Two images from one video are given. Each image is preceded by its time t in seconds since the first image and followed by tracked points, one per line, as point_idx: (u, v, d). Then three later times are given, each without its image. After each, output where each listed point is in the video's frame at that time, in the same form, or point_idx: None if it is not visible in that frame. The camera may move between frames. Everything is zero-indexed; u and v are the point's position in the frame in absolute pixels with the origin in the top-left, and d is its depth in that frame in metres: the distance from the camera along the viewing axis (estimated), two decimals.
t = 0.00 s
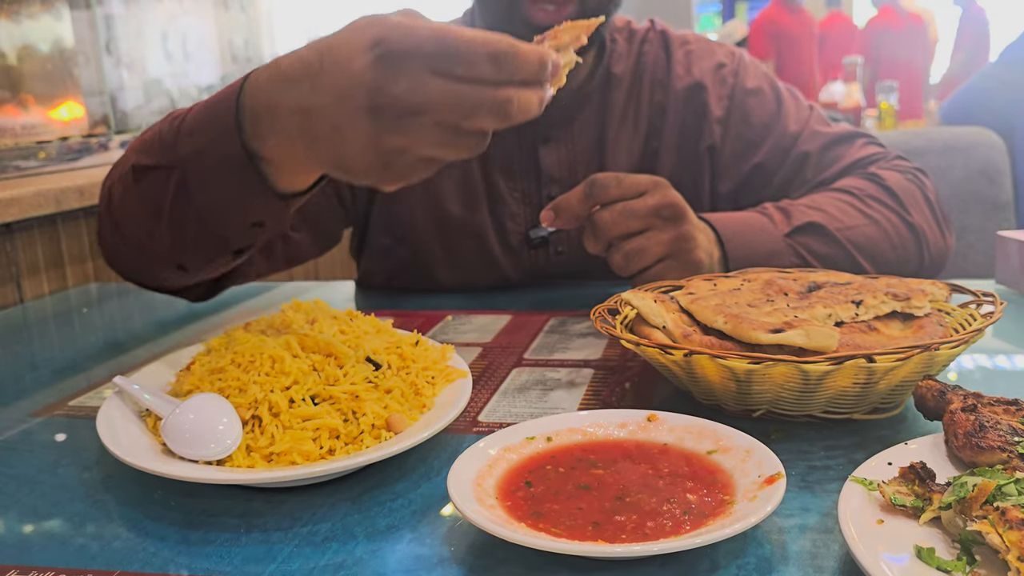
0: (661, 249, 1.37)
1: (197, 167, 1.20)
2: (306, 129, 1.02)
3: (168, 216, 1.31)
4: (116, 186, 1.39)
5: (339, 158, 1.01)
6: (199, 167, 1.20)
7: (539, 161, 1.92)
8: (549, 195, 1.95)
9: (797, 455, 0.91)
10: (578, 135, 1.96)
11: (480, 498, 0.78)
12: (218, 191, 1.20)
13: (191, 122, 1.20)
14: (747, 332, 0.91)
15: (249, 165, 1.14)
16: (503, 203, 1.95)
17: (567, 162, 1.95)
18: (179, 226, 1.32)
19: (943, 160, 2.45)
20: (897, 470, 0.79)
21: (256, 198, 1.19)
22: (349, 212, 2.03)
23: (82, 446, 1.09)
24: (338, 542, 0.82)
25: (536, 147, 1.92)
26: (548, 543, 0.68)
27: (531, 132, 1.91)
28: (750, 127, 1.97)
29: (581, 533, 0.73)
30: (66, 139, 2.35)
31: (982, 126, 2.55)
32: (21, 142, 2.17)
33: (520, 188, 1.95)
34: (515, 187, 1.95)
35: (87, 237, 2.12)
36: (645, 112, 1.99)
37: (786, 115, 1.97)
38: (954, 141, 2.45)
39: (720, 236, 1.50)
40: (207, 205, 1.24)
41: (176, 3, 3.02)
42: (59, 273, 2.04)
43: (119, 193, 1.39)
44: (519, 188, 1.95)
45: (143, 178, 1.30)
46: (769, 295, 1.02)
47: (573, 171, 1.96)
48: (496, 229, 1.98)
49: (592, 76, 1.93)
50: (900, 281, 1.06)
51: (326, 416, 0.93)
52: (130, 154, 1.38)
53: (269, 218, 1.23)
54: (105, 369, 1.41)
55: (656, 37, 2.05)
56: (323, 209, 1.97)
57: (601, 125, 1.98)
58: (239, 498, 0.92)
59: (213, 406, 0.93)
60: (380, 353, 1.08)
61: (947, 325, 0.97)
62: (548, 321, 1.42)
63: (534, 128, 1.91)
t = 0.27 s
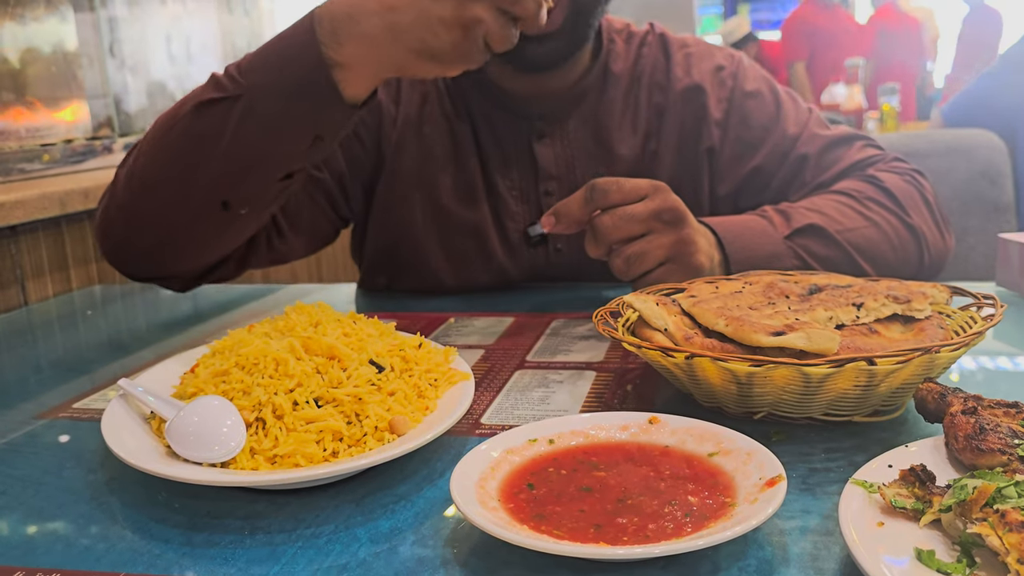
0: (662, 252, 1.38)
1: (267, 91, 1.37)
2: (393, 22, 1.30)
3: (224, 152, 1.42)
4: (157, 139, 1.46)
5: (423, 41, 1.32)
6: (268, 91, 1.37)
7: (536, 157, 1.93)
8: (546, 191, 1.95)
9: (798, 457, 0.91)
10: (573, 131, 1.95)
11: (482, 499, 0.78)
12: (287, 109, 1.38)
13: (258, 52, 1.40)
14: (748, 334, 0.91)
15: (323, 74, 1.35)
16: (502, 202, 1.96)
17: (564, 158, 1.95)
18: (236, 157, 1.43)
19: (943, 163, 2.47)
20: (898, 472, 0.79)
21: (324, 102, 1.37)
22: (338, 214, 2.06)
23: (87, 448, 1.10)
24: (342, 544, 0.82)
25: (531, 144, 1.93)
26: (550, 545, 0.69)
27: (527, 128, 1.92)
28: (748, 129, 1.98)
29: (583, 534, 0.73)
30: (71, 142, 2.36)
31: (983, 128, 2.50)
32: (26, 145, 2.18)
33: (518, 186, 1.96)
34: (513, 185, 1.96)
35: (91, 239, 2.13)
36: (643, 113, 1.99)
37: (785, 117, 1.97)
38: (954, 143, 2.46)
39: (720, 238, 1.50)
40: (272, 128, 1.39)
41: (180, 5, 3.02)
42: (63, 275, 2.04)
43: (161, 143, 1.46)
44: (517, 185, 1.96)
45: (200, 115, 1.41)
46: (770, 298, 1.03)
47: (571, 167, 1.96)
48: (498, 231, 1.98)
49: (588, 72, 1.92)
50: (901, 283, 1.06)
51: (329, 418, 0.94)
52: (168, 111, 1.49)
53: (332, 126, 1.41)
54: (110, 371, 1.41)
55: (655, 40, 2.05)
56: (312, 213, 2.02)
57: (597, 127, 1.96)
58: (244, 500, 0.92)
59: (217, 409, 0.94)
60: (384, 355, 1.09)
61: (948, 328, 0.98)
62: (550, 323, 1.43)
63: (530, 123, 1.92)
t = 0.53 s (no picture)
0: (662, 256, 1.38)
1: (292, 78, 1.42)
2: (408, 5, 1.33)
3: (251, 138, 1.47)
4: (181, 122, 1.50)
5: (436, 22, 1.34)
6: (293, 77, 1.41)
7: (530, 153, 1.93)
8: (541, 188, 1.95)
9: (799, 460, 0.92)
10: (569, 130, 1.96)
11: (487, 501, 0.79)
12: (311, 94, 1.42)
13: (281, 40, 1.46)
14: (750, 336, 0.91)
15: (344, 61, 1.40)
16: (499, 198, 1.96)
17: (559, 154, 1.95)
18: (261, 142, 1.48)
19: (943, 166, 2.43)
20: (900, 475, 0.80)
21: (347, 88, 1.42)
22: (342, 207, 2.08)
23: (94, 450, 1.11)
24: (347, 546, 0.83)
25: (527, 141, 1.94)
26: (554, 547, 0.69)
27: (521, 126, 1.93)
28: (746, 132, 1.99)
29: (585, 536, 0.74)
30: (77, 144, 2.38)
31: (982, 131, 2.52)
32: (32, 148, 2.19)
33: (514, 182, 1.96)
34: (509, 180, 1.96)
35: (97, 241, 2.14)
36: (640, 115, 2.00)
37: (781, 121, 1.99)
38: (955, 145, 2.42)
39: (718, 241, 1.50)
40: (297, 112, 1.44)
41: (183, 8, 3.05)
42: (69, 278, 2.05)
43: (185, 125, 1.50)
44: (513, 180, 1.96)
45: (227, 99, 1.45)
46: (772, 301, 1.03)
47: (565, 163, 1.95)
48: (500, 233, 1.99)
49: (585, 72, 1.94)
50: (903, 286, 1.06)
51: (334, 420, 0.94)
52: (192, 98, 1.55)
53: (352, 110, 1.46)
54: (115, 373, 1.42)
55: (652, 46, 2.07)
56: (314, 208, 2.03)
57: (592, 132, 1.97)
58: (250, 502, 0.93)
59: (223, 411, 0.94)
60: (388, 358, 1.09)
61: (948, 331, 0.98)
62: (553, 325, 1.43)
63: (524, 121, 1.93)
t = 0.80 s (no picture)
0: (664, 260, 1.39)
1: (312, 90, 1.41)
2: (419, 23, 1.36)
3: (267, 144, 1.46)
4: (198, 129, 1.50)
5: (446, 40, 1.37)
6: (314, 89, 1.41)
7: (533, 159, 1.93)
8: (544, 193, 1.95)
9: (801, 462, 0.92)
10: (572, 135, 1.96)
11: (490, 504, 0.79)
12: (331, 106, 1.42)
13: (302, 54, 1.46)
14: (751, 339, 0.92)
15: (364, 76, 1.40)
16: (500, 200, 1.97)
17: (561, 159, 1.94)
18: (279, 151, 1.46)
19: (944, 168, 2.43)
20: (901, 477, 0.80)
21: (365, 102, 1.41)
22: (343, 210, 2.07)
23: (98, 452, 1.11)
24: (351, 548, 0.83)
25: (528, 147, 1.94)
26: (557, 549, 0.70)
27: (523, 134, 1.94)
28: (746, 135, 2.00)
29: (588, 538, 0.74)
30: (80, 147, 2.38)
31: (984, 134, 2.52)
32: (35, 151, 2.20)
33: (516, 187, 1.96)
34: (511, 186, 1.96)
35: (100, 243, 2.15)
36: (642, 118, 2.00)
37: (782, 124, 2.00)
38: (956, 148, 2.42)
39: (720, 245, 1.51)
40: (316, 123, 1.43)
41: (186, 11, 3.06)
42: (73, 280, 2.06)
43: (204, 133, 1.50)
44: (515, 185, 1.96)
45: (247, 107, 1.44)
46: (773, 304, 1.04)
47: (567, 168, 1.95)
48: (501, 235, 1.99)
49: (586, 77, 1.94)
50: (904, 288, 1.07)
51: (338, 423, 0.95)
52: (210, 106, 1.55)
53: (370, 124, 1.44)
54: (119, 375, 1.43)
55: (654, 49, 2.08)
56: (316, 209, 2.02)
57: (593, 136, 1.97)
58: (254, 505, 0.94)
59: (227, 414, 0.95)
60: (391, 361, 1.10)
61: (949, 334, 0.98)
62: (555, 327, 1.44)
63: (526, 127, 1.93)
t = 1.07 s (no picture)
0: (668, 260, 1.39)
1: (303, 109, 1.41)
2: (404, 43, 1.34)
3: (261, 161, 1.47)
4: (196, 143, 1.51)
5: (430, 52, 1.34)
6: (305, 109, 1.41)
7: (537, 162, 1.94)
8: (547, 194, 1.95)
9: (804, 465, 0.92)
10: (575, 138, 1.96)
11: (492, 507, 0.79)
12: (322, 125, 1.42)
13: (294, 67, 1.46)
14: (754, 342, 0.92)
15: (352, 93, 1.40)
16: (503, 202, 1.97)
17: (563, 162, 1.94)
18: (272, 168, 1.47)
19: (947, 170, 2.43)
20: (905, 480, 0.80)
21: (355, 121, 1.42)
22: (343, 217, 2.09)
23: (100, 455, 1.11)
24: (353, 551, 0.83)
25: (532, 149, 1.94)
26: (559, 552, 0.69)
27: (527, 136, 1.94)
28: (748, 137, 2.00)
29: (590, 541, 0.74)
30: (84, 150, 2.39)
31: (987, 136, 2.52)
32: (39, 154, 2.20)
33: (520, 189, 1.96)
34: (514, 187, 1.96)
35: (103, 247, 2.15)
36: (644, 119, 2.00)
37: (783, 127, 2.01)
38: (959, 150, 2.41)
39: (722, 246, 1.52)
40: (309, 141, 1.44)
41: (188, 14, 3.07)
42: (76, 283, 2.06)
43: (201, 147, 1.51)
44: (519, 187, 1.96)
45: (242, 124, 1.45)
46: (775, 306, 1.04)
47: (570, 171, 1.95)
48: (504, 238, 1.99)
49: (589, 81, 1.94)
50: (907, 291, 1.06)
51: (340, 426, 0.95)
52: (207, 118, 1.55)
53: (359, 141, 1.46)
54: (121, 378, 1.43)
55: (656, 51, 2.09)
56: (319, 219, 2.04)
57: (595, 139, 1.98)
58: (256, 508, 0.93)
59: (229, 416, 0.95)
60: (393, 364, 1.10)
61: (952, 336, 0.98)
62: (557, 329, 1.44)
63: (530, 130, 1.93)
